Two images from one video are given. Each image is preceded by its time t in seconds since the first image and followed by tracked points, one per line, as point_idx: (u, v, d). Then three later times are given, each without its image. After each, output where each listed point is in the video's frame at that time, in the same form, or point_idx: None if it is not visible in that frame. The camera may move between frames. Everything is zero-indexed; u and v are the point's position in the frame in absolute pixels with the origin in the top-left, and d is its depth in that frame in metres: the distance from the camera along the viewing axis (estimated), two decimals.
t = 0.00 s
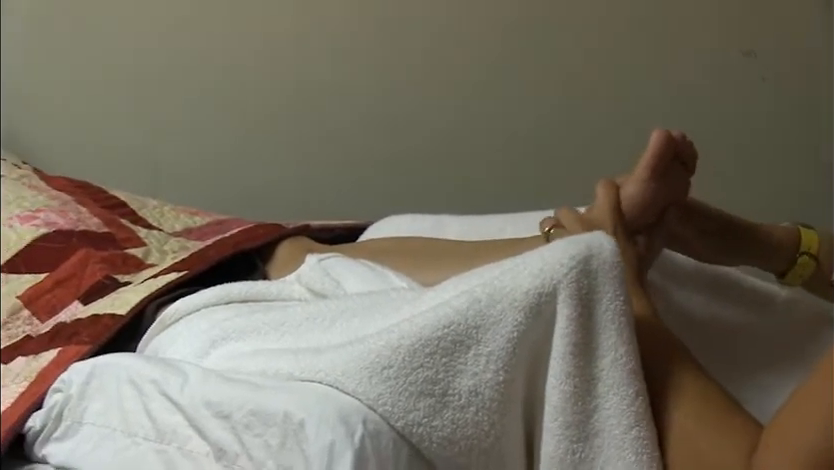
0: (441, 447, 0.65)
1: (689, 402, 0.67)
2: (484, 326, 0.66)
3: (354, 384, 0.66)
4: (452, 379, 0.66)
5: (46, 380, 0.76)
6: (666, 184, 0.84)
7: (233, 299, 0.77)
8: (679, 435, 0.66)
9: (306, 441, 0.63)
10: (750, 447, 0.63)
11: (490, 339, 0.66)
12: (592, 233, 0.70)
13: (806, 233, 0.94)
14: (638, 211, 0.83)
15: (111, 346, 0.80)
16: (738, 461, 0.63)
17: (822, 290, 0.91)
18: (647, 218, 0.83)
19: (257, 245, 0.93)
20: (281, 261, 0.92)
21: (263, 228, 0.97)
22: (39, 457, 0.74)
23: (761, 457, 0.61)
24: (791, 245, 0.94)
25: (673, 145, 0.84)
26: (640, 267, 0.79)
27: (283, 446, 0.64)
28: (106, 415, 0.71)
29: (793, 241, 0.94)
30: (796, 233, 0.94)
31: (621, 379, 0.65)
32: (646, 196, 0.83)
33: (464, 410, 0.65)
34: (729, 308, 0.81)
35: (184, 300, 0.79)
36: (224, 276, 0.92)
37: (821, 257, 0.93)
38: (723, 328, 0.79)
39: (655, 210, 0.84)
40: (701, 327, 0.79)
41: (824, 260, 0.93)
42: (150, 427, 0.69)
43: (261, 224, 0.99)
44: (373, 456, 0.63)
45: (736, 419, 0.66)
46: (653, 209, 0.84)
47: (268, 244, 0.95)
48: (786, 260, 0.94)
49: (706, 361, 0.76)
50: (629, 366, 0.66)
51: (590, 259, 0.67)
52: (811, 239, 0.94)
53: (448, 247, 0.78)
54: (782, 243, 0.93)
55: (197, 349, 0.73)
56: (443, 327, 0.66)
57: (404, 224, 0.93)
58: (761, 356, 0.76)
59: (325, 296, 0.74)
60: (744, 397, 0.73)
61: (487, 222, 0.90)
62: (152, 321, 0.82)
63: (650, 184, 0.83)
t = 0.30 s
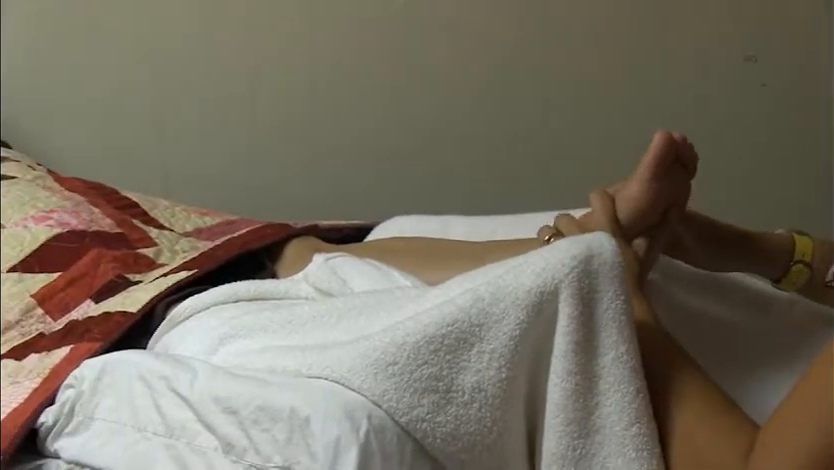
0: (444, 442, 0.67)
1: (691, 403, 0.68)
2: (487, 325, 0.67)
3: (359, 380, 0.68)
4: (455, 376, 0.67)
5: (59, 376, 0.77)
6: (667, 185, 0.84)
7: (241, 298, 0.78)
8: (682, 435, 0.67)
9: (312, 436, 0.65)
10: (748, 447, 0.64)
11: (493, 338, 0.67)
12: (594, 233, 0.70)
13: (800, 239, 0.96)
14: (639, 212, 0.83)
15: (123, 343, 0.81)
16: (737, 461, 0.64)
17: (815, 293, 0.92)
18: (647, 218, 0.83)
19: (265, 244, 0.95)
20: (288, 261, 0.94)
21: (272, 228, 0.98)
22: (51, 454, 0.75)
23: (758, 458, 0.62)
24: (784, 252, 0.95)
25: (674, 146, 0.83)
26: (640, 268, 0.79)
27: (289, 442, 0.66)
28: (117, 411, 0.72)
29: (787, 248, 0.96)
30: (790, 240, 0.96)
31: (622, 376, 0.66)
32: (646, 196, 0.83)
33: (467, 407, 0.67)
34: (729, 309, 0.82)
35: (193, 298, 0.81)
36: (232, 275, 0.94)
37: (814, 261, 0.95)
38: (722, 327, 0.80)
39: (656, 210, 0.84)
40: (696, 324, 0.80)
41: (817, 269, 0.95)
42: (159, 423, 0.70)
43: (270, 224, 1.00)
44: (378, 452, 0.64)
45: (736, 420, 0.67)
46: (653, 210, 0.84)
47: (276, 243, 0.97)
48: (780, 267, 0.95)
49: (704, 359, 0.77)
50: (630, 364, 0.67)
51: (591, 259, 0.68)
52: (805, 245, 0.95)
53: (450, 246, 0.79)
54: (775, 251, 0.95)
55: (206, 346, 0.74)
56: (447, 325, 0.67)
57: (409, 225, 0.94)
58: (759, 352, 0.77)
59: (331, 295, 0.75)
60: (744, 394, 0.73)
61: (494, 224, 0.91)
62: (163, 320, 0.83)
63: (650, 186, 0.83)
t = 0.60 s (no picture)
0: (446, 438, 0.68)
1: (689, 404, 0.70)
2: (489, 322, 0.68)
3: (364, 377, 0.69)
4: (457, 373, 0.69)
5: (71, 373, 0.79)
6: (663, 183, 0.86)
7: (249, 296, 0.80)
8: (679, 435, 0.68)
9: (317, 431, 0.67)
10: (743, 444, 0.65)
11: (494, 335, 0.68)
12: (594, 234, 0.72)
13: (791, 239, 0.97)
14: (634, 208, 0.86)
15: (134, 340, 0.82)
16: (732, 457, 0.65)
17: (808, 291, 0.94)
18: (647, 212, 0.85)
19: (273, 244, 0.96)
20: (294, 261, 0.95)
21: (279, 228, 1.00)
22: (62, 446, 0.76)
23: (751, 455, 0.64)
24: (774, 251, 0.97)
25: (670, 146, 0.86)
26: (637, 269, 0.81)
27: (295, 436, 0.67)
28: (127, 406, 0.74)
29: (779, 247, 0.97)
30: (782, 239, 0.97)
31: (620, 374, 0.68)
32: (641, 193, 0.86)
33: (469, 403, 0.68)
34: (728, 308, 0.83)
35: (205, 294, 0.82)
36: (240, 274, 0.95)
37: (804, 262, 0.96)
38: (720, 326, 0.81)
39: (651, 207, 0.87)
40: (696, 323, 0.81)
41: (808, 268, 0.96)
42: (169, 418, 0.72)
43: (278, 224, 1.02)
44: (381, 447, 0.65)
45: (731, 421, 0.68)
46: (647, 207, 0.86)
47: (284, 243, 0.98)
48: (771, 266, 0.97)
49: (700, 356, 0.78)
50: (628, 362, 0.68)
51: (591, 259, 0.69)
52: (796, 244, 0.97)
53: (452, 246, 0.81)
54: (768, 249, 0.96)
55: (215, 343, 0.76)
56: (449, 323, 0.69)
57: (414, 226, 0.96)
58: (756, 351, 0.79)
59: (337, 294, 0.77)
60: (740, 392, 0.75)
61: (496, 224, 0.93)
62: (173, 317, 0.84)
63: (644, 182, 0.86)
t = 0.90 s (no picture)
0: (451, 433, 0.70)
1: (689, 402, 0.71)
2: (491, 321, 0.70)
3: (369, 374, 0.71)
4: (461, 370, 0.71)
5: (87, 370, 0.81)
6: (664, 190, 0.89)
7: (260, 296, 0.82)
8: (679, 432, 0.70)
9: (325, 426, 0.69)
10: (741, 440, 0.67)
11: (496, 334, 0.70)
12: (594, 236, 0.73)
13: (784, 245, 0.96)
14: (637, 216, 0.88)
15: (148, 338, 0.84)
16: (730, 454, 0.67)
17: (802, 293, 0.92)
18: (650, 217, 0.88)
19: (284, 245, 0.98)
20: (304, 261, 0.97)
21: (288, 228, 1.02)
22: (80, 440, 0.79)
23: (748, 452, 0.64)
24: (767, 258, 0.95)
25: (672, 155, 0.89)
26: (637, 277, 0.84)
27: (304, 430, 0.70)
28: (142, 402, 0.77)
29: (772, 254, 0.95)
30: (775, 246, 0.96)
31: (619, 371, 0.70)
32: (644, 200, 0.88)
33: (472, 399, 0.70)
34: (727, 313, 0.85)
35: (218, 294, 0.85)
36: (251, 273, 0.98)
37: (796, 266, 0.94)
38: (718, 326, 0.84)
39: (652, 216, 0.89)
40: (695, 322, 0.84)
41: (802, 272, 0.94)
42: (181, 413, 0.75)
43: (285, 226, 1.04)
44: (388, 442, 0.67)
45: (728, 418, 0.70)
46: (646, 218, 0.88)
47: (293, 244, 1.00)
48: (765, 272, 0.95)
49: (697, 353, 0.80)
50: (626, 360, 0.70)
51: (590, 260, 0.71)
52: (791, 251, 0.95)
53: (458, 247, 0.84)
54: (762, 254, 0.95)
55: (226, 341, 0.79)
56: (453, 322, 0.71)
57: (419, 229, 0.98)
58: (755, 351, 0.80)
59: (344, 293, 0.79)
60: (739, 390, 0.76)
61: (496, 229, 0.95)
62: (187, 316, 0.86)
63: (647, 192, 0.88)
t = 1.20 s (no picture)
0: (459, 430, 0.73)
1: (694, 404, 0.74)
2: (499, 323, 0.73)
3: (382, 372, 0.75)
4: (470, 369, 0.73)
5: (111, 367, 0.83)
6: (666, 193, 0.95)
7: (278, 297, 0.85)
8: (683, 431, 0.72)
9: (339, 422, 0.72)
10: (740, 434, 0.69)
11: (504, 335, 0.73)
12: (601, 241, 0.75)
13: (772, 252, 1.02)
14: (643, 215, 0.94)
15: (170, 336, 0.87)
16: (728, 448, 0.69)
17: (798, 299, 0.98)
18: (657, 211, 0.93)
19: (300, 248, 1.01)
20: (320, 264, 1.00)
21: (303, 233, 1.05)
22: (103, 434, 0.81)
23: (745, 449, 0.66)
24: (758, 264, 1.01)
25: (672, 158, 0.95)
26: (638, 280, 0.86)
27: (318, 426, 0.73)
28: (163, 398, 0.79)
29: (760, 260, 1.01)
30: (764, 253, 1.02)
31: (623, 372, 0.72)
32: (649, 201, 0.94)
33: (480, 398, 0.73)
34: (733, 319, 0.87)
35: (237, 295, 0.87)
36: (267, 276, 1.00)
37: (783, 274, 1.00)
38: (722, 330, 0.86)
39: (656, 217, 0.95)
40: (696, 326, 0.86)
41: (787, 280, 1.00)
42: (201, 408, 0.77)
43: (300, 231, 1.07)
44: (399, 438, 0.69)
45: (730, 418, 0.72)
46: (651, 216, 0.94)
47: (309, 248, 1.03)
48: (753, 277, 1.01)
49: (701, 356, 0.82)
50: (630, 361, 0.72)
51: (595, 264, 0.73)
52: (778, 257, 1.01)
53: (469, 252, 0.87)
54: (753, 261, 1.01)
55: (244, 340, 0.82)
56: (462, 323, 0.74)
57: (431, 233, 1.01)
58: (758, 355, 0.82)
59: (358, 295, 0.82)
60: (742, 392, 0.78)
61: (507, 234, 0.97)
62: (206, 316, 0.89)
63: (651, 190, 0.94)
